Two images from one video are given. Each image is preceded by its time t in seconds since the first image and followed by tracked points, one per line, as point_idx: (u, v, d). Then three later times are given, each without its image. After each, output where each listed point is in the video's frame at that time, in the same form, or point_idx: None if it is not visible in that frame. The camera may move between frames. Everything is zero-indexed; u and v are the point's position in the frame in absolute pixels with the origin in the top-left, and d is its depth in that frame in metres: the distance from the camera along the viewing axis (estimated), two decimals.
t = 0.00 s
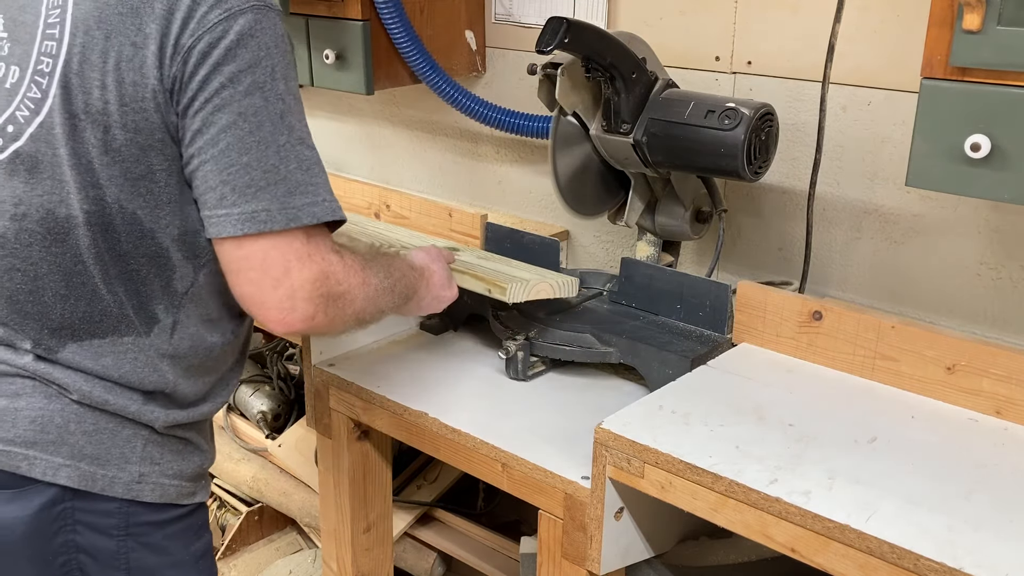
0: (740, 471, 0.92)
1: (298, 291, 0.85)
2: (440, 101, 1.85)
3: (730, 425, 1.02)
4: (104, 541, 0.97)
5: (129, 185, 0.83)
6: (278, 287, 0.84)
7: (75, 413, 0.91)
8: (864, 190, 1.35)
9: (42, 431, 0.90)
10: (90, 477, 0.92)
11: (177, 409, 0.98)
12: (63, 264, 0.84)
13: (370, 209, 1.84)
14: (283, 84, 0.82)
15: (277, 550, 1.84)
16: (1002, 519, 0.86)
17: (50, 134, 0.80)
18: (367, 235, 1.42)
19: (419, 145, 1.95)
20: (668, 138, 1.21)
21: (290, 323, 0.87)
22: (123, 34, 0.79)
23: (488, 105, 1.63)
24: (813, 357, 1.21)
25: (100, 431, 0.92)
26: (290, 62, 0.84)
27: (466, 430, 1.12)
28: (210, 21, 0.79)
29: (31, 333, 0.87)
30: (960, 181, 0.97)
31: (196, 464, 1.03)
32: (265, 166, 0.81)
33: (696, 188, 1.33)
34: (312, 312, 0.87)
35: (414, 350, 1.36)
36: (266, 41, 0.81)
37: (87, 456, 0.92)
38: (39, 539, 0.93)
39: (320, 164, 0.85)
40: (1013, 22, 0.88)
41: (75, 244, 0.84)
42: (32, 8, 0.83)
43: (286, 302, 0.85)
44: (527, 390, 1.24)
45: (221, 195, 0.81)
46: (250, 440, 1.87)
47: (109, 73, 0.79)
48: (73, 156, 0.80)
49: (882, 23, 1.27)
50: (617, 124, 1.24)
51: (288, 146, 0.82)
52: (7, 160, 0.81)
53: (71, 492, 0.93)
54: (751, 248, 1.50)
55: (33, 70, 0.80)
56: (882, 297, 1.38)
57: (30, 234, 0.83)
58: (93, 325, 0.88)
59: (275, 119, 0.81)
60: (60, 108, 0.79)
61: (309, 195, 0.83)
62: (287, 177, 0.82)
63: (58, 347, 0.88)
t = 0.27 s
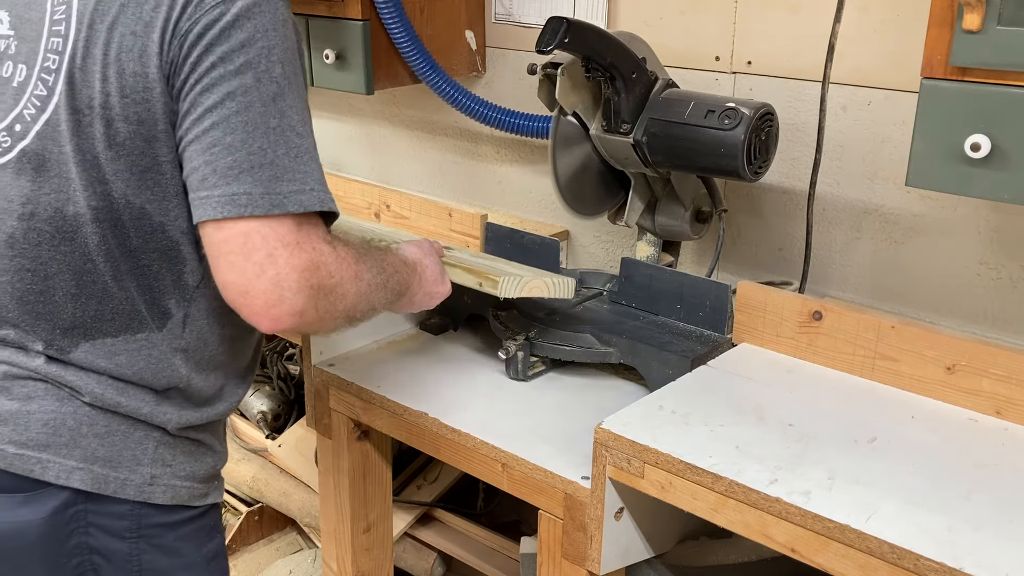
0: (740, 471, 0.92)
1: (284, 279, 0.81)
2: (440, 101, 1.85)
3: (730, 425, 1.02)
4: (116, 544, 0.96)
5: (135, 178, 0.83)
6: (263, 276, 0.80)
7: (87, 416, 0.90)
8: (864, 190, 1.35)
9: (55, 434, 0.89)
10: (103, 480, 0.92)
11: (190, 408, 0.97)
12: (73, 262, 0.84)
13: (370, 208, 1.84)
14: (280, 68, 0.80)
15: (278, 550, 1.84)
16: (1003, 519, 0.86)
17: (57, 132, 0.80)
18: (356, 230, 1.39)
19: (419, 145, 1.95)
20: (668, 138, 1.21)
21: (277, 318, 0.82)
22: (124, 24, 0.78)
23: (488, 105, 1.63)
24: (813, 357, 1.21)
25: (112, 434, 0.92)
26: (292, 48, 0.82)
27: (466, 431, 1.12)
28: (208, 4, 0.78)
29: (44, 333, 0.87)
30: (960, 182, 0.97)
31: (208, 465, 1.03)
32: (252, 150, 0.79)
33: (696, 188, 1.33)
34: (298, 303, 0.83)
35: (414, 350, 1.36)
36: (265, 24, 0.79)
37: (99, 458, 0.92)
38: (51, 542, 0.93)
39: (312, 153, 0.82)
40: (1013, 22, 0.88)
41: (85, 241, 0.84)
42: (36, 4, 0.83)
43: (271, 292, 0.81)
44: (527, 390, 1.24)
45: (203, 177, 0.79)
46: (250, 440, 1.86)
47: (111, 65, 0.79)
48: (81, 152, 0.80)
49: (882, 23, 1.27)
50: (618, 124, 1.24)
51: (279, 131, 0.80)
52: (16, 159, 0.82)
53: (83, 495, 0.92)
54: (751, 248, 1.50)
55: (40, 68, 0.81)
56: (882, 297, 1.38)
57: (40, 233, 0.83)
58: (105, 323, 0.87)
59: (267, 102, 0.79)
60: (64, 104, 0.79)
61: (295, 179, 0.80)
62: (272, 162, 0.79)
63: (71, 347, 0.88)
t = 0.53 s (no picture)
0: (740, 471, 0.92)
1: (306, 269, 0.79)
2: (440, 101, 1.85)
3: (730, 425, 1.02)
4: (133, 546, 0.95)
5: (160, 175, 0.82)
6: (286, 267, 0.78)
7: (107, 418, 0.89)
8: (864, 190, 1.35)
9: (74, 436, 0.88)
10: (121, 483, 0.90)
11: (207, 408, 0.96)
12: (95, 260, 0.82)
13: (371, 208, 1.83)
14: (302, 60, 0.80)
15: (278, 550, 1.84)
16: (1003, 519, 0.86)
17: (80, 129, 0.79)
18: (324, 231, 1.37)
19: (419, 145, 1.95)
20: (668, 138, 1.21)
21: (300, 309, 0.81)
22: (148, 20, 0.78)
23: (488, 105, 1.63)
24: (813, 357, 1.21)
25: (130, 436, 0.90)
26: (312, 44, 0.82)
27: (466, 431, 1.12)
28: None
29: (64, 332, 0.85)
30: (961, 182, 0.97)
31: (222, 467, 1.02)
32: (275, 139, 0.78)
33: (696, 188, 1.33)
34: (318, 295, 0.81)
35: (413, 350, 1.36)
36: (286, 16, 0.79)
37: (117, 461, 0.90)
38: (68, 546, 0.91)
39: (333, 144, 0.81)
40: (1013, 22, 0.88)
41: (108, 238, 0.82)
42: (56, 2, 0.82)
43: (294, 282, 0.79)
44: (527, 390, 1.24)
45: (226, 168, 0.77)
46: (250, 441, 1.86)
47: (136, 61, 0.78)
48: (105, 149, 0.79)
49: (882, 23, 1.27)
50: (618, 124, 1.24)
51: (302, 120, 0.79)
52: (36, 157, 0.80)
53: (102, 497, 0.91)
54: (751, 248, 1.50)
55: (61, 66, 0.80)
56: (881, 297, 1.38)
57: (61, 231, 0.81)
58: (127, 322, 0.86)
59: (289, 92, 0.78)
60: (88, 101, 0.78)
61: (317, 170, 0.79)
62: (294, 152, 0.78)
63: (92, 345, 0.86)
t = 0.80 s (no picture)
0: (740, 471, 0.92)
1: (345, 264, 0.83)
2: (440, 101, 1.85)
3: (730, 425, 1.02)
4: (151, 544, 0.95)
5: (190, 173, 0.82)
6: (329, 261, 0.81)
7: (129, 416, 0.89)
8: (864, 190, 1.35)
9: (97, 434, 0.88)
10: (141, 481, 0.90)
11: (223, 406, 0.96)
12: (121, 257, 0.82)
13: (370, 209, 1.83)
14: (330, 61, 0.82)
15: (278, 550, 1.84)
16: (1005, 519, 0.86)
17: (110, 127, 0.79)
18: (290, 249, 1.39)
19: (419, 145, 1.95)
20: (668, 138, 1.21)
21: (336, 303, 0.84)
22: (182, 21, 0.77)
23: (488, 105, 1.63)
24: (813, 357, 1.21)
25: (150, 433, 0.90)
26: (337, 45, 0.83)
27: (466, 431, 1.12)
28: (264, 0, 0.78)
29: (88, 329, 0.85)
30: (960, 182, 0.97)
31: (231, 465, 1.01)
32: (314, 140, 0.80)
33: (696, 188, 1.33)
34: (351, 290, 0.85)
35: (412, 350, 1.36)
36: (316, 19, 0.80)
37: (138, 459, 0.90)
38: (91, 544, 0.92)
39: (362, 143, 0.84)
40: (1013, 22, 0.88)
41: (135, 235, 0.82)
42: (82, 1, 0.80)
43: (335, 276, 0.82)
44: (528, 390, 1.24)
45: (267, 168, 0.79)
46: (250, 441, 1.86)
47: (171, 60, 0.78)
48: (136, 147, 0.79)
49: (882, 23, 1.27)
50: (618, 124, 1.24)
51: (336, 122, 0.81)
52: (63, 154, 0.80)
53: (124, 495, 0.91)
54: (751, 248, 1.50)
55: (89, 64, 0.79)
56: (880, 296, 1.38)
57: (87, 227, 0.81)
58: (150, 319, 0.86)
59: (323, 94, 0.81)
60: (121, 100, 0.78)
61: (354, 170, 0.82)
62: (332, 153, 0.81)
63: (115, 342, 0.86)
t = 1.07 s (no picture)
0: (740, 472, 0.92)
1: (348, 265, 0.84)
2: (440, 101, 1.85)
3: (730, 426, 1.02)
4: (147, 544, 0.95)
5: (190, 175, 0.82)
6: (331, 267, 0.83)
7: (124, 416, 0.89)
8: (864, 190, 1.35)
9: (92, 434, 0.88)
10: (138, 480, 0.91)
11: (219, 408, 0.96)
12: (118, 258, 0.82)
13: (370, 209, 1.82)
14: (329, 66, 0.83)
15: (278, 550, 1.84)
16: (1005, 519, 0.86)
17: (110, 128, 0.79)
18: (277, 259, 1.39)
19: (419, 145, 1.95)
20: (667, 138, 1.21)
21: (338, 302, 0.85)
22: (184, 23, 0.77)
23: (488, 105, 1.63)
24: (813, 357, 1.21)
25: (146, 433, 0.90)
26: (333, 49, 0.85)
27: (466, 431, 1.12)
28: (265, 5, 0.79)
29: (86, 329, 0.85)
30: (960, 182, 0.97)
31: (227, 465, 1.01)
32: (317, 143, 0.81)
33: (696, 188, 1.33)
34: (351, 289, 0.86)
35: (412, 350, 1.36)
36: (315, 24, 0.81)
37: (134, 459, 0.90)
38: (87, 544, 0.92)
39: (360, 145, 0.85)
40: (1014, 22, 0.88)
41: (132, 236, 0.82)
42: (82, 2, 0.80)
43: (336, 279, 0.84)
44: (528, 390, 1.24)
45: (271, 172, 0.80)
46: (250, 441, 1.86)
47: (172, 62, 0.78)
48: (136, 148, 0.79)
49: (882, 24, 1.27)
50: (618, 124, 1.24)
51: (336, 125, 0.82)
52: (62, 154, 0.80)
53: (119, 495, 0.92)
54: (751, 248, 1.50)
55: (90, 65, 0.78)
56: (881, 296, 1.38)
57: (84, 228, 0.81)
58: (146, 320, 0.86)
59: (325, 99, 0.82)
60: (122, 102, 0.78)
61: (358, 174, 0.83)
62: (335, 157, 0.82)
63: (112, 343, 0.86)
